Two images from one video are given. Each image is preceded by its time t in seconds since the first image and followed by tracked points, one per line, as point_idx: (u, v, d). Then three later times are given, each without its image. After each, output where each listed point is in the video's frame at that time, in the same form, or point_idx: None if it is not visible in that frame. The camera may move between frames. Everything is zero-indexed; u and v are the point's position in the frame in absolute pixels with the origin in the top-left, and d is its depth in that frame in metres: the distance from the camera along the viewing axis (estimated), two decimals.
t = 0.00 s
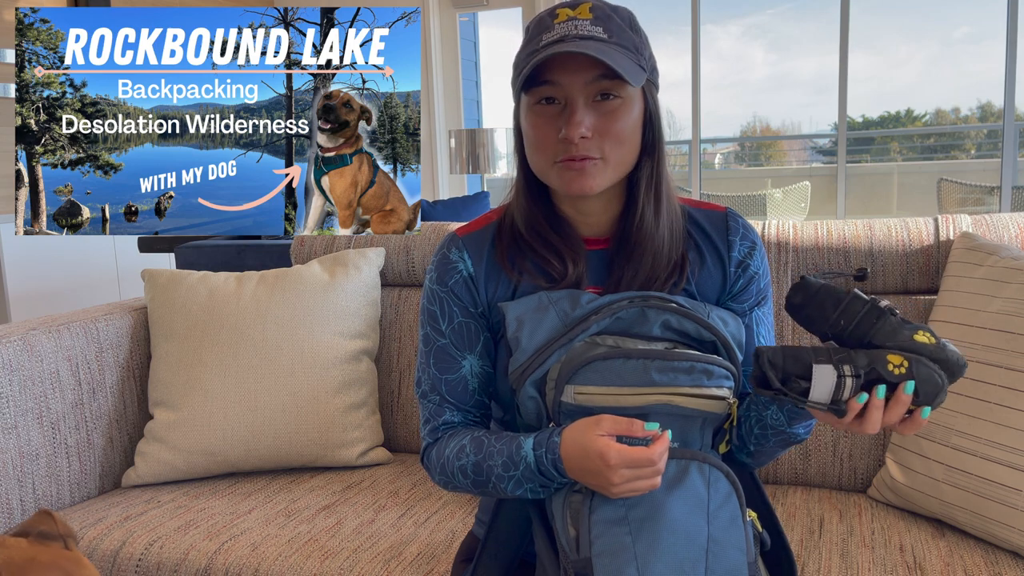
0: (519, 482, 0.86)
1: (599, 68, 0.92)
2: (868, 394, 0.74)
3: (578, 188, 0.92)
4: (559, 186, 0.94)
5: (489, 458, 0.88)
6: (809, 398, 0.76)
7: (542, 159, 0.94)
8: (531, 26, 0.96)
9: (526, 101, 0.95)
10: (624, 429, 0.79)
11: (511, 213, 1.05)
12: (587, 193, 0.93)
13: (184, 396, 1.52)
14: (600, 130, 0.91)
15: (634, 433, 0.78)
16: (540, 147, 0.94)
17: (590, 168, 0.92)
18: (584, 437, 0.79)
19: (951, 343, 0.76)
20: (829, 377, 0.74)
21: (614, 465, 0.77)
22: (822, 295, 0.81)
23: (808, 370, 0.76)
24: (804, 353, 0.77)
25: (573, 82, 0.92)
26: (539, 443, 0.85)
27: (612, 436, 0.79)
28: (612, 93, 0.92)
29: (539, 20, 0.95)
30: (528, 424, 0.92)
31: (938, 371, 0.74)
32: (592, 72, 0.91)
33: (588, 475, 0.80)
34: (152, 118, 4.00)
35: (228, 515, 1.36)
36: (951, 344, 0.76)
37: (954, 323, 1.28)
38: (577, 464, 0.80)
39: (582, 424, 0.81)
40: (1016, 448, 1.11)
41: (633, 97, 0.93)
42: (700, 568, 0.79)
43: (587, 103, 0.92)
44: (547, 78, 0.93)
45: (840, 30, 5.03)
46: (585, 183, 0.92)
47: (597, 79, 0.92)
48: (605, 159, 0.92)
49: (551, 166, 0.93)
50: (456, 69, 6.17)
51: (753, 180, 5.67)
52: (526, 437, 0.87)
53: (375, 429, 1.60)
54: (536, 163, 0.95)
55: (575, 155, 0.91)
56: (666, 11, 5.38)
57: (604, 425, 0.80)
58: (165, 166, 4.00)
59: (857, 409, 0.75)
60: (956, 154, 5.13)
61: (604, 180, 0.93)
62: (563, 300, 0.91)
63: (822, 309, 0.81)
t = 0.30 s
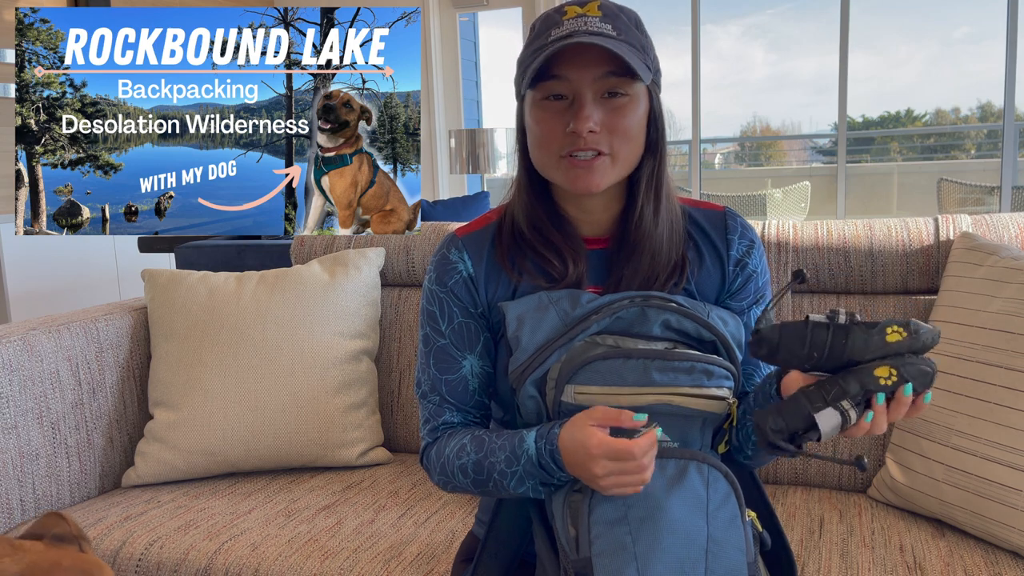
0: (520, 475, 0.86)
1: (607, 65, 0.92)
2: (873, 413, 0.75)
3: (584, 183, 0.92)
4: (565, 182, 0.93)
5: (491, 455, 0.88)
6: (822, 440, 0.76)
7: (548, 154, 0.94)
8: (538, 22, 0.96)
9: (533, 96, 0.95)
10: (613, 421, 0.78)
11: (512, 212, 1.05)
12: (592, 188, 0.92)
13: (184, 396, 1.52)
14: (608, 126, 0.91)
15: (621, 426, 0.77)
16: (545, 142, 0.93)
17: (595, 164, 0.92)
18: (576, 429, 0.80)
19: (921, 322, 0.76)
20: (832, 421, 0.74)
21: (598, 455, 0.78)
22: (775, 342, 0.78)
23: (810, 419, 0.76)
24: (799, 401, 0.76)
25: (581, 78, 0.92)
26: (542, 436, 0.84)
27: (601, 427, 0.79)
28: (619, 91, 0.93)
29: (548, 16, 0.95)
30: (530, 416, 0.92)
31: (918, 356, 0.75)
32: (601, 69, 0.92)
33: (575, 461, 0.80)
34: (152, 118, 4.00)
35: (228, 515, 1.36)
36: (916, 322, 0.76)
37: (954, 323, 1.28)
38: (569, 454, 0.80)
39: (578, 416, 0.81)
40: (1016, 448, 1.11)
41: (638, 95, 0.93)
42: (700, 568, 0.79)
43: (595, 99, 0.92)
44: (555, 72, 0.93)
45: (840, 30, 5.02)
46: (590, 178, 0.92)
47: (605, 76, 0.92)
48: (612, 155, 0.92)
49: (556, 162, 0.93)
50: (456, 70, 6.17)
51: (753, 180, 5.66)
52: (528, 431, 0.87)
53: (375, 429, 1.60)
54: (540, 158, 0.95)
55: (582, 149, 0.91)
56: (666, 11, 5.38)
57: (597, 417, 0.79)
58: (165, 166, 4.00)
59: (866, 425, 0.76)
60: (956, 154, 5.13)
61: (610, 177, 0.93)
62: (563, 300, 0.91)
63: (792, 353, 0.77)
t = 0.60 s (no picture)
0: (533, 427, 0.79)
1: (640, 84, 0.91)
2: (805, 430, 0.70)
3: (610, 201, 0.92)
4: (589, 197, 0.92)
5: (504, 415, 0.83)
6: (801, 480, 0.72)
7: (574, 170, 0.92)
8: (560, 28, 0.93)
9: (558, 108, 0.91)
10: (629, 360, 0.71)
11: (509, 213, 1.03)
12: (616, 206, 0.92)
13: (184, 396, 1.52)
14: (637, 145, 0.91)
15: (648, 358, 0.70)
16: (571, 157, 0.91)
17: (623, 182, 0.91)
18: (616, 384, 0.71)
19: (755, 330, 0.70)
20: (795, 473, 0.70)
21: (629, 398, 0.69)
22: (700, 459, 0.70)
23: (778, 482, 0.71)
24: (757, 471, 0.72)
25: (614, 95, 0.90)
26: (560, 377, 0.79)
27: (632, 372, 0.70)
28: (646, 110, 0.92)
29: (573, 24, 0.93)
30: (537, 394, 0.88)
31: (798, 363, 0.69)
32: (634, 88, 0.91)
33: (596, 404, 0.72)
34: (152, 118, 4.00)
35: (228, 515, 1.36)
36: (762, 341, 0.69)
37: (955, 323, 1.29)
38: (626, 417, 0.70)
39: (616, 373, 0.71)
40: (1016, 448, 1.11)
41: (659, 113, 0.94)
42: (698, 567, 0.79)
43: (625, 117, 0.91)
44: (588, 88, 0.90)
45: (840, 30, 5.02)
46: (616, 196, 0.92)
47: (637, 95, 0.91)
48: (637, 174, 0.92)
49: (583, 178, 0.92)
50: (456, 70, 6.17)
51: (753, 180, 5.66)
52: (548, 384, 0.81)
53: (375, 429, 1.60)
54: (561, 169, 0.93)
55: (612, 168, 0.90)
56: (666, 11, 5.38)
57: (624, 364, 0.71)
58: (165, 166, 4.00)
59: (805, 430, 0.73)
60: (956, 154, 5.12)
61: (632, 194, 0.93)
62: (559, 298, 0.91)
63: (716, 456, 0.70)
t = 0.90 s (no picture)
0: (546, 444, 0.80)
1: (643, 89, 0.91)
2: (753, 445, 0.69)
3: (608, 204, 0.92)
4: (588, 201, 0.92)
5: (517, 431, 0.84)
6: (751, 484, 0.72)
7: (573, 173, 0.92)
8: (566, 29, 0.93)
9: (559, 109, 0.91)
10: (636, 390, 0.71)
11: (508, 213, 1.03)
12: (614, 209, 0.92)
13: (184, 396, 1.52)
14: (638, 149, 0.91)
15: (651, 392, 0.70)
16: (571, 160, 0.91)
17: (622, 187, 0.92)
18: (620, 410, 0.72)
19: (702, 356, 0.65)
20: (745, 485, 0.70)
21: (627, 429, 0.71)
22: (656, 484, 0.72)
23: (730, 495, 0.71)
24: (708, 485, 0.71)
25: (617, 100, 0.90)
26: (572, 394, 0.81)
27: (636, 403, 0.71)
28: (648, 115, 0.92)
29: (579, 25, 0.93)
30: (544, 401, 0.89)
31: (746, 388, 0.65)
32: (637, 93, 0.91)
33: (604, 429, 0.74)
34: (152, 118, 4.00)
35: (228, 515, 1.36)
36: (710, 369, 0.65)
37: (954, 323, 1.29)
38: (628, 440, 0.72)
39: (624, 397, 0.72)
40: (1016, 448, 1.11)
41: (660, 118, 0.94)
42: (699, 568, 0.79)
43: (627, 121, 0.91)
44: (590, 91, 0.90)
45: (840, 30, 5.03)
46: (614, 200, 0.92)
47: (639, 100, 0.91)
48: (636, 179, 0.93)
49: (583, 181, 0.92)
50: (456, 70, 6.17)
51: (753, 181, 5.65)
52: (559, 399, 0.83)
53: (375, 429, 1.60)
54: (561, 171, 0.93)
55: (611, 172, 0.90)
56: (666, 11, 5.38)
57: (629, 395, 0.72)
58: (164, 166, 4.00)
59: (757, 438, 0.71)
60: (956, 154, 5.12)
61: (630, 198, 0.93)
62: (558, 300, 0.91)
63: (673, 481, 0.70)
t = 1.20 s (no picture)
0: (535, 450, 0.81)
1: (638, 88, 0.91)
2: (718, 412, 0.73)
3: (605, 204, 0.92)
4: (585, 200, 0.92)
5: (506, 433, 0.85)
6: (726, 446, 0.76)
7: (569, 173, 0.92)
8: (560, 30, 0.93)
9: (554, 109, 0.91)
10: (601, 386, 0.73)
11: (507, 212, 1.04)
12: (611, 209, 0.93)
13: (184, 396, 1.52)
14: (633, 149, 0.91)
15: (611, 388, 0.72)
16: (567, 159, 0.91)
17: (617, 186, 0.92)
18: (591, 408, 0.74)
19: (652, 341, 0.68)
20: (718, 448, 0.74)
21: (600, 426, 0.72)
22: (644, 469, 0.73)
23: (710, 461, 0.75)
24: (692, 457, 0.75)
25: (612, 99, 0.90)
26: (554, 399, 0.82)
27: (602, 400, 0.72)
28: (644, 114, 0.92)
29: (573, 25, 0.93)
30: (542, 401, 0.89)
31: (698, 360, 0.69)
32: (632, 92, 0.91)
33: (581, 431, 0.75)
34: (151, 118, 4.00)
35: (228, 515, 1.36)
36: (665, 352, 0.67)
37: (954, 323, 1.29)
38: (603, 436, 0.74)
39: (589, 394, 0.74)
40: (1016, 448, 1.11)
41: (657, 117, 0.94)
42: (698, 569, 0.79)
43: (622, 121, 0.91)
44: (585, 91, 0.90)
45: (840, 30, 5.03)
46: (610, 199, 0.92)
47: (635, 99, 0.91)
48: (632, 178, 0.92)
49: (578, 181, 0.92)
50: (456, 70, 6.17)
51: (753, 181, 5.66)
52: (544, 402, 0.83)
53: (375, 429, 1.60)
54: (557, 171, 0.93)
55: (607, 171, 0.90)
56: (667, 11, 5.39)
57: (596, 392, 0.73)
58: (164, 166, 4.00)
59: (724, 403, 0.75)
60: (956, 154, 5.12)
61: (626, 197, 0.93)
62: (556, 300, 0.91)
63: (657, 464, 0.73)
